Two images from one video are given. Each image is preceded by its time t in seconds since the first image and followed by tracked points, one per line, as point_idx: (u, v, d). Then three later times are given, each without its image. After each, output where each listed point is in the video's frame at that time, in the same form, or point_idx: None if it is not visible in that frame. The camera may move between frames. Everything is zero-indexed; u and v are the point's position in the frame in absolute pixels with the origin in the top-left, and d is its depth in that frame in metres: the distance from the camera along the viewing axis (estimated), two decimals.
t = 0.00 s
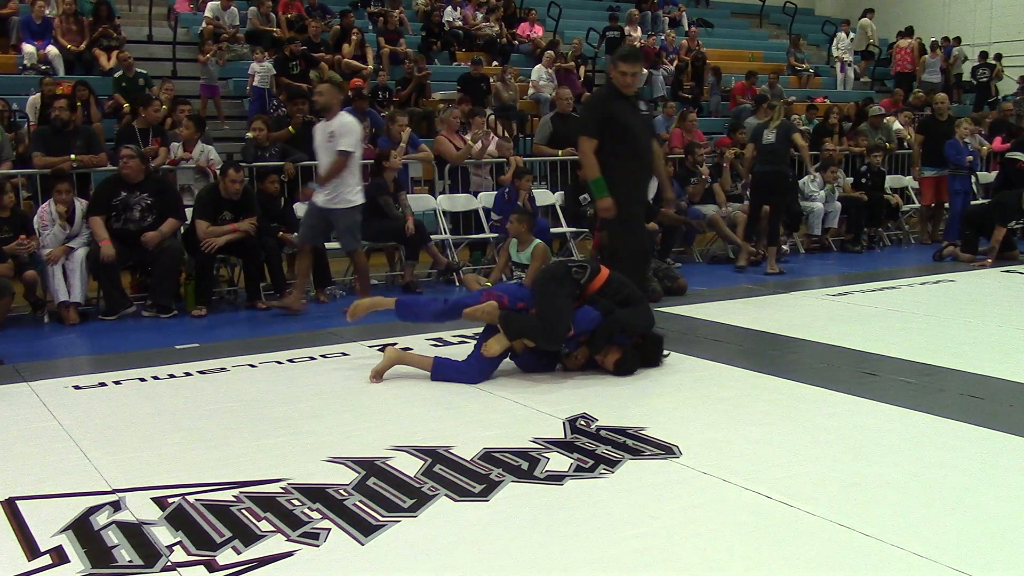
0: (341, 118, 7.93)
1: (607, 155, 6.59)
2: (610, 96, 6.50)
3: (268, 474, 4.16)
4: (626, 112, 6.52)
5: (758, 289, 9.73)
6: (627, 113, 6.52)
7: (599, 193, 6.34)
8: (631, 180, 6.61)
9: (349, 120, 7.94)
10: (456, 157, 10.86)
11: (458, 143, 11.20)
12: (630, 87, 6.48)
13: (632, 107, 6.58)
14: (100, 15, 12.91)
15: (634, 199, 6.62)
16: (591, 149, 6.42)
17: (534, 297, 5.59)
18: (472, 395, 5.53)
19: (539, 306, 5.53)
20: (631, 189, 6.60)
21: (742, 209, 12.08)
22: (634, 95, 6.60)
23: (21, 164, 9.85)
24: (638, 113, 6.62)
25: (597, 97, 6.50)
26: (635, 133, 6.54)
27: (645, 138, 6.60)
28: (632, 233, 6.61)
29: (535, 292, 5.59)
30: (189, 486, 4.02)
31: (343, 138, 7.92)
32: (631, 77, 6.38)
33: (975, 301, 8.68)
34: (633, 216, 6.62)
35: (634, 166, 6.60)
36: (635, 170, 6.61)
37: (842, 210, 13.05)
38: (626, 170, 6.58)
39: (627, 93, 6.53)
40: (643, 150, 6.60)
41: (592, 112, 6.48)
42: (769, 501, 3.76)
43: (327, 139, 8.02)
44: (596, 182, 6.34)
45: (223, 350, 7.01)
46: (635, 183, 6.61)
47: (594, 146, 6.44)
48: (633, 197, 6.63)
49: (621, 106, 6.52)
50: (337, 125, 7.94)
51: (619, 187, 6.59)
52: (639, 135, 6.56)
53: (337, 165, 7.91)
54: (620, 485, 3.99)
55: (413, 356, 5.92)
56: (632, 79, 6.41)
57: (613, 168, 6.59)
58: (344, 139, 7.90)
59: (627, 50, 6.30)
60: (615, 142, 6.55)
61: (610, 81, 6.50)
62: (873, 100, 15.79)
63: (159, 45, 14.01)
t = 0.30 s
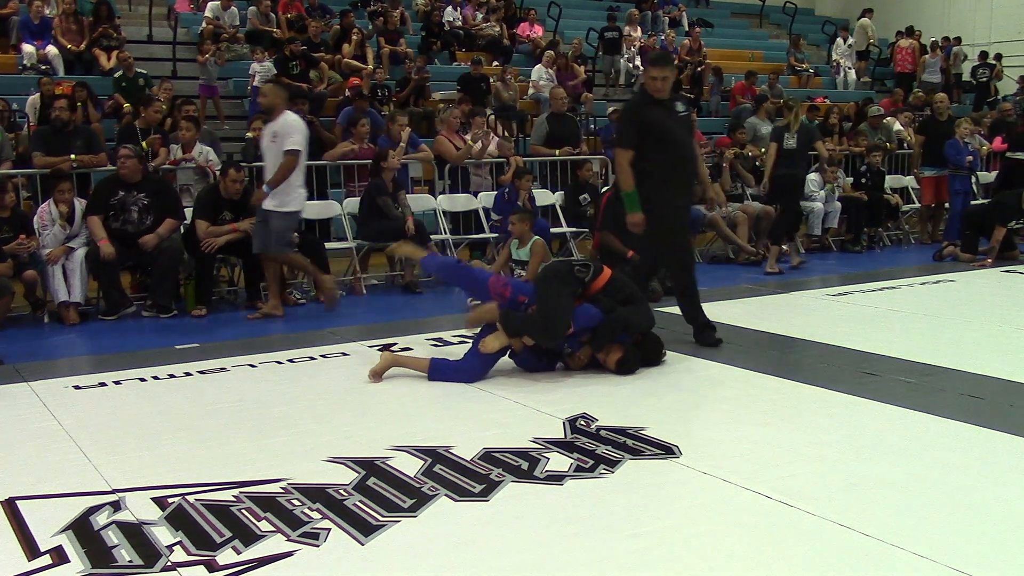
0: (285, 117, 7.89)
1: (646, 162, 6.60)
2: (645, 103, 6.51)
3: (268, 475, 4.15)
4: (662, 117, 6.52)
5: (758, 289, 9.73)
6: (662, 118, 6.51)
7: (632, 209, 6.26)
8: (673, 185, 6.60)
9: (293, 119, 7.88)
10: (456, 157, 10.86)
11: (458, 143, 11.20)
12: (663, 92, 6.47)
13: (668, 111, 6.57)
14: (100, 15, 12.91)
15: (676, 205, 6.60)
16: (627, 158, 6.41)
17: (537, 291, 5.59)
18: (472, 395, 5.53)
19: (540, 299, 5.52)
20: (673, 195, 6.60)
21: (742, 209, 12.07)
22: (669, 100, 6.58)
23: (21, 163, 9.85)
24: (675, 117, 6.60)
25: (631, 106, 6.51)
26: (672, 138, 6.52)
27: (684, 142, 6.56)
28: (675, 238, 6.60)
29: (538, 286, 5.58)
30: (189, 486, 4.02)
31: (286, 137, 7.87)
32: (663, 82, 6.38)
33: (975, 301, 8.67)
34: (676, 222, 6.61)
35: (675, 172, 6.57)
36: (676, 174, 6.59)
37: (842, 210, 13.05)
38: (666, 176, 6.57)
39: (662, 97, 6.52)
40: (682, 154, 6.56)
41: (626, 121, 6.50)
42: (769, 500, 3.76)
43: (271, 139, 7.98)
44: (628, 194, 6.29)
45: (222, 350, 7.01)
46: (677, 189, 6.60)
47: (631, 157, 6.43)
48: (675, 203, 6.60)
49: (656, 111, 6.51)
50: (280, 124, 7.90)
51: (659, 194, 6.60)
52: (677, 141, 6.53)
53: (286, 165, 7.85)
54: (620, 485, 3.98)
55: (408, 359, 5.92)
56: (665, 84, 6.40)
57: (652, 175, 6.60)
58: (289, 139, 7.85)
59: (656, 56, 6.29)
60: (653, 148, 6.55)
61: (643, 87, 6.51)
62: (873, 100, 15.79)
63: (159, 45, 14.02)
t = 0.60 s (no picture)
0: (236, 121, 7.74)
1: (685, 157, 6.61)
2: (684, 99, 6.55)
3: (268, 475, 4.15)
4: (702, 113, 6.55)
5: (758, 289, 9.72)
6: (701, 114, 6.55)
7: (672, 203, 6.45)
8: (711, 183, 6.61)
9: (244, 122, 7.74)
10: (456, 156, 10.86)
11: (458, 143, 11.20)
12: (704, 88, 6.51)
13: (705, 108, 6.60)
14: (100, 15, 12.92)
15: (711, 201, 6.62)
16: (665, 152, 6.48)
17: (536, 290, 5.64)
18: (471, 395, 5.53)
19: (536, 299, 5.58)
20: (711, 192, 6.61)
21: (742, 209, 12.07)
22: (708, 96, 6.62)
23: (21, 164, 9.85)
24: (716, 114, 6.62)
25: (670, 100, 6.55)
26: (710, 134, 6.55)
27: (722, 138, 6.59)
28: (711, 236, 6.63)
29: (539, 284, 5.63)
30: (189, 486, 4.02)
31: (242, 139, 7.72)
32: (703, 78, 6.42)
33: (975, 301, 8.67)
34: (710, 218, 6.64)
35: (713, 168, 6.59)
36: (714, 171, 6.60)
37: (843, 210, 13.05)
38: (704, 174, 6.58)
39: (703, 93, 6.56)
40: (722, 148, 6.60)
41: (665, 116, 6.55)
42: (769, 501, 3.76)
43: (222, 144, 7.79)
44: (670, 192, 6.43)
45: (223, 350, 7.01)
46: (716, 186, 6.61)
47: (669, 153, 6.49)
48: (710, 199, 6.61)
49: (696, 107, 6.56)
50: (231, 128, 7.72)
51: (696, 190, 6.60)
52: (715, 136, 6.57)
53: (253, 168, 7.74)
54: (620, 485, 3.98)
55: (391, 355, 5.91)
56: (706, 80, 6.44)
57: (689, 171, 6.61)
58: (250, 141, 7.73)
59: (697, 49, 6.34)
60: (692, 144, 6.58)
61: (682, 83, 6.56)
62: (873, 100, 15.79)
63: (160, 45, 14.03)
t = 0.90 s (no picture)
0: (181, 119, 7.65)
1: (719, 159, 6.44)
2: (721, 99, 6.38)
3: (268, 475, 4.15)
4: (741, 115, 6.37)
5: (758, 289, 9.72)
6: (740, 115, 6.37)
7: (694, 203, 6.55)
8: (745, 186, 6.40)
9: (189, 121, 7.64)
10: (455, 156, 10.87)
11: (458, 143, 11.20)
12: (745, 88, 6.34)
13: (746, 110, 6.38)
14: (100, 15, 12.90)
15: (742, 204, 6.42)
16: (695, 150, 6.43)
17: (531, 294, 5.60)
18: (471, 395, 5.53)
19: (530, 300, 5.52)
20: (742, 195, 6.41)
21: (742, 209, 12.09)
22: (751, 98, 6.39)
23: (21, 163, 9.85)
24: (757, 116, 6.40)
25: (708, 100, 6.40)
26: (747, 135, 6.36)
27: (760, 140, 6.39)
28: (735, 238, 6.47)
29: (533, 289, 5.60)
30: (189, 486, 4.02)
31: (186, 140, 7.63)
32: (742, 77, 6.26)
33: (975, 301, 8.67)
34: (741, 223, 6.46)
35: (746, 170, 6.39)
36: (750, 174, 6.39)
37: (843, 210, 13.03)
38: (735, 175, 6.40)
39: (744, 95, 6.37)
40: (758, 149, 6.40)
41: (702, 115, 6.41)
42: (768, 501, 3.76)
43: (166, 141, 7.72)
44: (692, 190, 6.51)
45: (222, 350, 7.01)
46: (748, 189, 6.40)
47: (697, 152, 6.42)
48: (741, 202, 6.42)
49: (735, 107, 6.38)
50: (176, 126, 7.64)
51: (726, 192, 6.43)
52: (751, 138, 6.38)
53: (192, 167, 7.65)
54: (620, 485, 3.98)
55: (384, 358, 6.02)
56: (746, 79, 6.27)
57: (722, 172, 6.45)
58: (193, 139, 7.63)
59: (739, 46, 6.20)
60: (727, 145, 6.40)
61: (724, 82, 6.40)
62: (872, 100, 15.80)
63: (160, 45, 14.03)
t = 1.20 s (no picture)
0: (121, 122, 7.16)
1: (753, 155, 6.29)
2: (754, 95, 6.31)
3: (268, 475, 4.16)
4: (775, 110, 6.28)
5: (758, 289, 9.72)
6: (773, 111, 6.28)
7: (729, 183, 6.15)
8: (780, 182, 6.25)
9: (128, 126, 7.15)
10: (456, 156, 10.88)
11: (458, 143, 11.20)
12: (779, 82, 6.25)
13: (779, 106, 6.29)
14: (100, 15, 12.90)
15: (775, 200, 6.25)
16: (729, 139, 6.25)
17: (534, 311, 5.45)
18: (470, 395, 5.53)
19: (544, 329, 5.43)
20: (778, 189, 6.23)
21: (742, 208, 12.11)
22: (783, 95, 6.31)
23: (21, 163, 9.84)
24: (790, 111, 6.30)
25: (741, 95, 6.32)
26: (780, 129, 6.24)
27: (794, 135, 6.27)
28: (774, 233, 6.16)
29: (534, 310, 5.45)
30: (189, 486, 4.02)
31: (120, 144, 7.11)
32: (778, 69, 6.15)
33: (975, 301, 8.67)
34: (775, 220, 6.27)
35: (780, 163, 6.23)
36: (784, 169, 6.24)
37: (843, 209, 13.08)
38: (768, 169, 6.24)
39: (778, 88, 6.29)
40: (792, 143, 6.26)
41: (732, 109, 6.34)
42: (768, 500, 3.76)
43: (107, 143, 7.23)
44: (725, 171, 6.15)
45: (222, 350, 7.02)
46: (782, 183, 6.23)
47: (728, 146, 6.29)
48: (775, 197, 6.24)
49: (767, 102, 6.29)
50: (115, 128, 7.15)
51: (760, 188, 6.24)
52: (785, 133, 6.25)
53: (119, 173, 7.10)
54: (620, 485, 3.99)
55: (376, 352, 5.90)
56: (783, 72, 6.16)
57: (755, 168, 6.28)
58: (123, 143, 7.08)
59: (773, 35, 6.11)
60: (760, 139, 6.26)
61: (758, 77, 6.33)
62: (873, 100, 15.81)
63: (159, 45, 14.03)
